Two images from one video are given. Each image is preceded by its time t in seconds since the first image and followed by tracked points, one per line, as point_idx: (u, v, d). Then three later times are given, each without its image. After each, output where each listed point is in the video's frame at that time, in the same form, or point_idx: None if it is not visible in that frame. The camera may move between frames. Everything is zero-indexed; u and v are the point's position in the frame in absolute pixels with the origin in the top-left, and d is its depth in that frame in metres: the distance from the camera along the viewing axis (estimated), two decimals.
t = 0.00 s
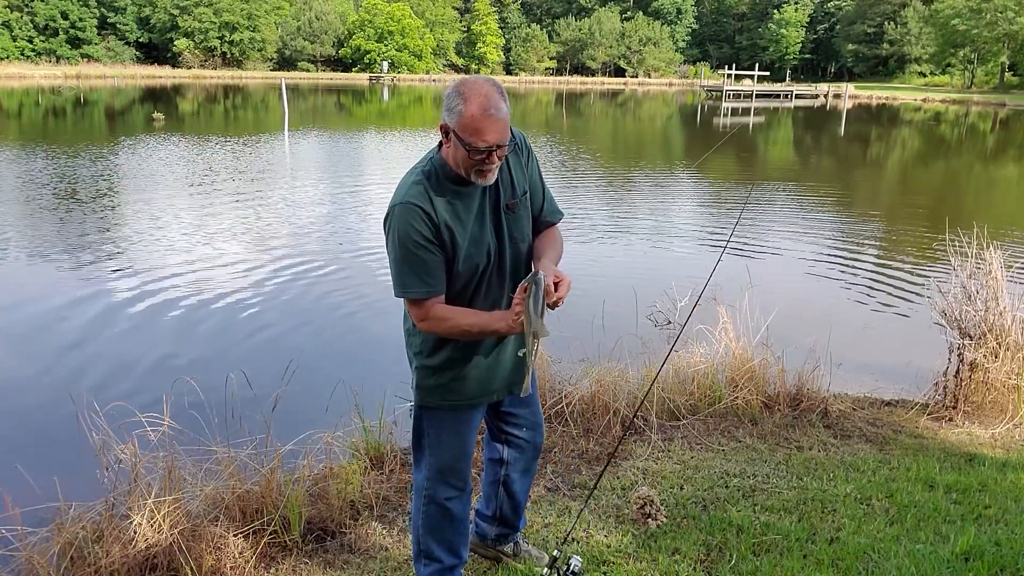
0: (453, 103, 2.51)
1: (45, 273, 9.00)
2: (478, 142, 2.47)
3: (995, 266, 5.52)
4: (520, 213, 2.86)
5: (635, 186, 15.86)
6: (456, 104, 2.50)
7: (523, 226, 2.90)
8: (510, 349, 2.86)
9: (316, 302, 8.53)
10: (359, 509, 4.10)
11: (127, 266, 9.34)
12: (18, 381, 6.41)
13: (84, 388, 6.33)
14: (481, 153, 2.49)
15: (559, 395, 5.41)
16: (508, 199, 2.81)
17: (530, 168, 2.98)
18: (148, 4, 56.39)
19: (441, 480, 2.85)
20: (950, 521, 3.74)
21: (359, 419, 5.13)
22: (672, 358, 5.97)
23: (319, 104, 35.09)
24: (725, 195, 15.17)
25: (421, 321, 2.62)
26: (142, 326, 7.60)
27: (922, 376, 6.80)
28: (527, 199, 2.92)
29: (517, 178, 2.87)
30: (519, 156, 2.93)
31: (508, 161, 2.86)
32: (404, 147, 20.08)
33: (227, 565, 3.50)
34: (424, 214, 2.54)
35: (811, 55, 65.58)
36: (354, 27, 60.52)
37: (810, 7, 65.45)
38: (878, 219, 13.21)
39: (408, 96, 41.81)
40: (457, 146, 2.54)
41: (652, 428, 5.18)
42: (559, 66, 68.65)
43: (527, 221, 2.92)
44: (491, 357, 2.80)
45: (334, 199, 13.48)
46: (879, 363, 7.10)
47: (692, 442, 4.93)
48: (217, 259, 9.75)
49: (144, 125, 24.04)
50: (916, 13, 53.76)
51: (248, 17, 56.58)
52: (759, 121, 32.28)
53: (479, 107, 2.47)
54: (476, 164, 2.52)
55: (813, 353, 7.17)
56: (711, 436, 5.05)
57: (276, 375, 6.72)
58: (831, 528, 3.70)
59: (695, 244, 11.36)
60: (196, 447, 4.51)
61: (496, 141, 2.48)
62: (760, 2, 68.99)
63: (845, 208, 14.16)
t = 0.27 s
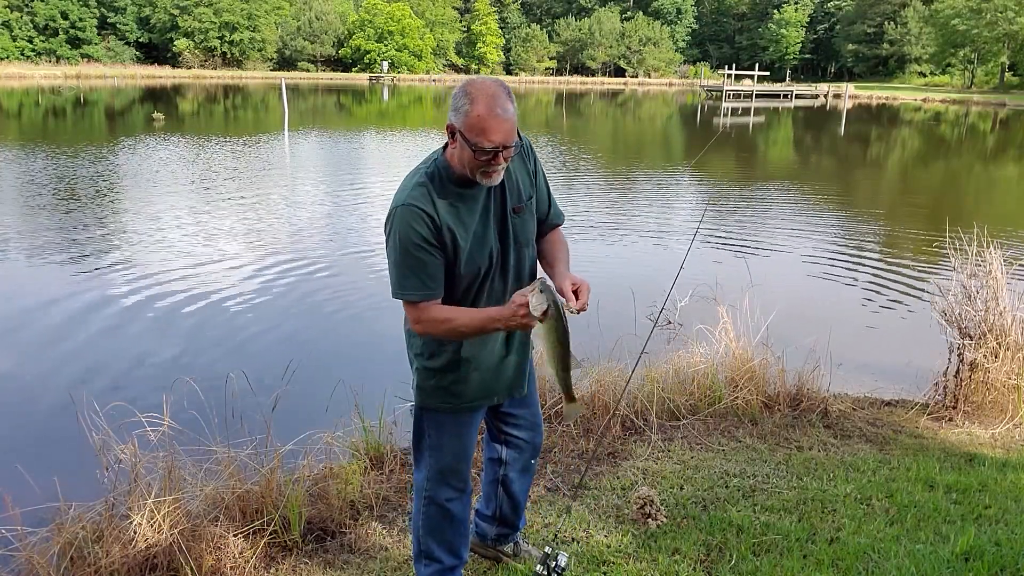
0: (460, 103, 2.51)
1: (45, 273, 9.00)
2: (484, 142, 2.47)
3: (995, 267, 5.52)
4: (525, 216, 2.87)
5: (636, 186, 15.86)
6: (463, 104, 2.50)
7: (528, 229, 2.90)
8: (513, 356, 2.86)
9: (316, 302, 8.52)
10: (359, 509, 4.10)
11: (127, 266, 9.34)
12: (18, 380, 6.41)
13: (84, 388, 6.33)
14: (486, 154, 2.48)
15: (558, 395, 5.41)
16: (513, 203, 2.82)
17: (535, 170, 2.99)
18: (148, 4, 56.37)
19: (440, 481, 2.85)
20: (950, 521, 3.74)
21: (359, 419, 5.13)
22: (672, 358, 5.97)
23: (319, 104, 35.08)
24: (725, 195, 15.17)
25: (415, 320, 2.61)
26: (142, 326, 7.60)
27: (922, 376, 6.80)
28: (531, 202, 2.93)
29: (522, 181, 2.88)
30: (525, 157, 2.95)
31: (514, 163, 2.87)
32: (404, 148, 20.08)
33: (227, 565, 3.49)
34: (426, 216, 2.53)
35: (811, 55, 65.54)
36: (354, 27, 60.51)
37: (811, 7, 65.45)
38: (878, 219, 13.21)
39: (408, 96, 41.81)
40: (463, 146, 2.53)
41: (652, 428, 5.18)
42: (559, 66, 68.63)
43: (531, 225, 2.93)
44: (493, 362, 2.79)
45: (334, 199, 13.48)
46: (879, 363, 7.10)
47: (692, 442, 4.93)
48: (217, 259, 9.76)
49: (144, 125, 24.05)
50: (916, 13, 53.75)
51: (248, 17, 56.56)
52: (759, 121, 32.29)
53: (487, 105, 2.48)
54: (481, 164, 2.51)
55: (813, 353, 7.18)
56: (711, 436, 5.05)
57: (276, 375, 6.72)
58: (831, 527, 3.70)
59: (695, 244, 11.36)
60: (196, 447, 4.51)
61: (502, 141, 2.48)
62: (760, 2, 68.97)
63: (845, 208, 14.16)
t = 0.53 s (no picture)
0: (484, 91, 2.53)
1: (45, 273, 8.99)
2: (502, 132, 2.47)
3: (995, 267, 5.53)
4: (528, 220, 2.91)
5: (636, 186, 15.87)
6: (487, 92, 2.52)
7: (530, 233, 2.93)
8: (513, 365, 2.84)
9: (315, 302, 8.52)
10: (359, 509, 4.10)
11: (127, 266, 9.34)
12: (18, 380, 6.41)
13: (84, 388, 6.33)
14: (502, 144, 2.49)
15: (558, 395, 5.42)
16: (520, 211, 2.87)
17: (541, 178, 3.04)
18: (148, 4, 56.36)
19: (439, 483, 2.85)
20: (950, 521, 3.73)
21: (359, 418, 5.13)
22: (672, 358, 5.97)
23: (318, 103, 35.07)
24: (725, 195, 15.16)
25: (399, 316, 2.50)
26: (142, 326, 7.59)
27: (922, 376, 6.80)
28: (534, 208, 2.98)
29: (528, 186, 2.92)
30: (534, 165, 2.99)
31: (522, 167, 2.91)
32: (404, 148, 20.08)
33: (227, 565, 3.49)
34: (433, 199, 2.53)
35: (811, 55, 65.55)
36: (354, 28, 60.51)
37: (810, 7, 65.45)
38: (878, 219, 13.21)
39: (408, 96, 41.80)
40: (480, 135, 2.54)
41: (652, 427, 5.18)
42: (559, 66, 68.63)
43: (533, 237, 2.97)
44: (491, 370, 2.77)
45: (334, 199, 13.48)
46: (879, 363, 7.11)
47: (693, 442, 4.93)
48: (217, 260, 9.76)
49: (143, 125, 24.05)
50: (916, 13, 53.76)
51: (248, 17, 56.55)
52: (759, 121, 32.29)
53: (510, 96, 2.48)
54: (494, 155, 2.52)
55: (813, 353, 7.17)
56: (711, 435, 5.05)
57: (276, 375, 6.72)
58: (831, 527, 3.70)
59: (695, 244, 11.36)
60: (196, 447, 4.51)
61: (519, 135, 2.49)
62: (760, 2, 68.97)
63: (845, 208, 14.16)
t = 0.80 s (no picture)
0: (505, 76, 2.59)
1: (45, 273, 8.99)
2: (519, 109, 2.50)
3: (995, 267, 5.52)
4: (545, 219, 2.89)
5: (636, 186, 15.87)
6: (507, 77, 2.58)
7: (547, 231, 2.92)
8: (519, 368, 2.83)
9: (315, 302, 8.52)
10: (359, 509, 4.10)
11: (127, 266, 9.34)
12: (18, 380, 6.41)
13: (84, 388, 6.33)
14: (519, 122, 2.51)
15: (559, 395, 5.42)
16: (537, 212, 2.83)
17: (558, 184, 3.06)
18: (148, 4, 56.36)
19: (441, 480, 2.84)
20: (950, 521, 3.74)
21: (359, 419, 5.13)
22: (672, 358, 5.97)
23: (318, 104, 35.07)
24: (725, 195, 15.17)
25: (417, 284, 2.42)
26: (142, 326, 7.59)
27: (923, 376, 6.80)
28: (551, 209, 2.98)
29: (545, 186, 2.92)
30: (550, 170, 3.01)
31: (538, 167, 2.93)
32: (404, 148, 20.09)
33: (227, 565, 3.49)
34: (447, 177, 2.54)
35: (811, 55, 65.55)
36: (355, 28, 60.51)
37: (810, 7, 65.46)
38: (878, 219, 13.21)
39: (408, 96, 41.81)
40: (499, 118, 2.57)
41: (652, 427, 5.17)
42: (559, 66, 68.64)
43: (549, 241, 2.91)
44: (495, 369, 2.75)
45: (334, 199, 13.49)
46: (879, 363, 7.10)
47: (693, 442, 4.93)
48: (217, 260, 9.76)
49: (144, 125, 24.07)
50: (916, 13, 53.75)
51: (248, 17, 56.57)
52: (759, 121, 32.29)
53: (526, 77, 2.51)
54: (511, 136, 2.55)
55: (813, 354, 7.17)
56: (711, 436, 5.05)
57: (276, 375, 6.71)
58: (831, 527, 3.70)
59: (695, 244, 11.36)
60: (196, 447, 4.51)
61: (536, 114, 2.52)
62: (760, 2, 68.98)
63: (845, 208, 14.17)
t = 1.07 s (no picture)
0: (524, 72, 2.67)
1: (45, 273, 8.99)
2: (533, 98, 2.57)
3: (995, 267, 5.52)
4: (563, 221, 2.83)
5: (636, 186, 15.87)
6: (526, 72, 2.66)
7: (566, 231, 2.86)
8: (528, 365, 2.81)
9: (315, 302, 8.52)
10: (359, 509, 4.09)
11: (127, 266, 9.34)
12: (18, 381, 6.41)
13: (84, 388, 6.33)
14: (533, 112, 2.58)
15: (559, 395, 5.41)
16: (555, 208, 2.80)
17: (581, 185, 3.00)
18: (148, 4, 56.37)
19: (449, 472, 2.83)
20: (950, 521, 3.74)
21: (359, 419, 5.13)
22: (672, 358, 5.97)
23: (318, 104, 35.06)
24: (725, 195, 15.16)
25: (422, 259, 2.45)
26: (142, 326, 7.59)
27: (923, 376, 6.79)
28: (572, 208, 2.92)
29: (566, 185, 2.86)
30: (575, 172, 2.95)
31: (557, 165, 2.84)
32: (404, 148, 20.10)
33: (227, 565, 3.49)
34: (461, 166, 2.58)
35: (811, 55, 65.56)
36: (355, 28, 60.52)
37: (810, 7, 65.47)
38: (878, 219, 13.21)
39: (408, 96, 41.82)
40: (515, 111, 2.64)
41: (652, 427, 5.17)
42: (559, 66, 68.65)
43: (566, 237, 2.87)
44: (504, 364, 2.75)
45: (334, 199, 13.48)
46: (879, 363, 7.10)
47: (693, 442, 4.93)
48: (218, 260, 9.76)
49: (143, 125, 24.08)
50: (916, 13, 53.75)
51: (248, 17, 56.58)
52: (759, 121, 32.30)
53: (537, 71, 2.61)
54: (528, 128, 2.60)
55: (813, 353, 7.17)
56: (711, 436, 5.05)
57: (276, 375, 6.71)
58: (831, 528, 3.70)
59: (695, 243, 11.35)
60: (196, 447, 4.51)
61: (550, 98, 2.57)
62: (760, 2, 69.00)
63: (845, 208, 14.16)
